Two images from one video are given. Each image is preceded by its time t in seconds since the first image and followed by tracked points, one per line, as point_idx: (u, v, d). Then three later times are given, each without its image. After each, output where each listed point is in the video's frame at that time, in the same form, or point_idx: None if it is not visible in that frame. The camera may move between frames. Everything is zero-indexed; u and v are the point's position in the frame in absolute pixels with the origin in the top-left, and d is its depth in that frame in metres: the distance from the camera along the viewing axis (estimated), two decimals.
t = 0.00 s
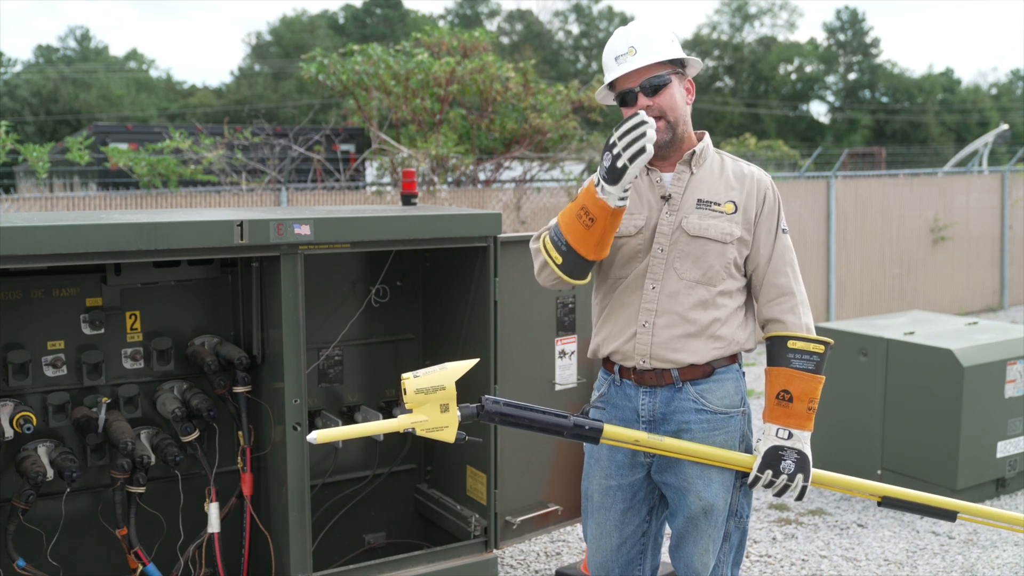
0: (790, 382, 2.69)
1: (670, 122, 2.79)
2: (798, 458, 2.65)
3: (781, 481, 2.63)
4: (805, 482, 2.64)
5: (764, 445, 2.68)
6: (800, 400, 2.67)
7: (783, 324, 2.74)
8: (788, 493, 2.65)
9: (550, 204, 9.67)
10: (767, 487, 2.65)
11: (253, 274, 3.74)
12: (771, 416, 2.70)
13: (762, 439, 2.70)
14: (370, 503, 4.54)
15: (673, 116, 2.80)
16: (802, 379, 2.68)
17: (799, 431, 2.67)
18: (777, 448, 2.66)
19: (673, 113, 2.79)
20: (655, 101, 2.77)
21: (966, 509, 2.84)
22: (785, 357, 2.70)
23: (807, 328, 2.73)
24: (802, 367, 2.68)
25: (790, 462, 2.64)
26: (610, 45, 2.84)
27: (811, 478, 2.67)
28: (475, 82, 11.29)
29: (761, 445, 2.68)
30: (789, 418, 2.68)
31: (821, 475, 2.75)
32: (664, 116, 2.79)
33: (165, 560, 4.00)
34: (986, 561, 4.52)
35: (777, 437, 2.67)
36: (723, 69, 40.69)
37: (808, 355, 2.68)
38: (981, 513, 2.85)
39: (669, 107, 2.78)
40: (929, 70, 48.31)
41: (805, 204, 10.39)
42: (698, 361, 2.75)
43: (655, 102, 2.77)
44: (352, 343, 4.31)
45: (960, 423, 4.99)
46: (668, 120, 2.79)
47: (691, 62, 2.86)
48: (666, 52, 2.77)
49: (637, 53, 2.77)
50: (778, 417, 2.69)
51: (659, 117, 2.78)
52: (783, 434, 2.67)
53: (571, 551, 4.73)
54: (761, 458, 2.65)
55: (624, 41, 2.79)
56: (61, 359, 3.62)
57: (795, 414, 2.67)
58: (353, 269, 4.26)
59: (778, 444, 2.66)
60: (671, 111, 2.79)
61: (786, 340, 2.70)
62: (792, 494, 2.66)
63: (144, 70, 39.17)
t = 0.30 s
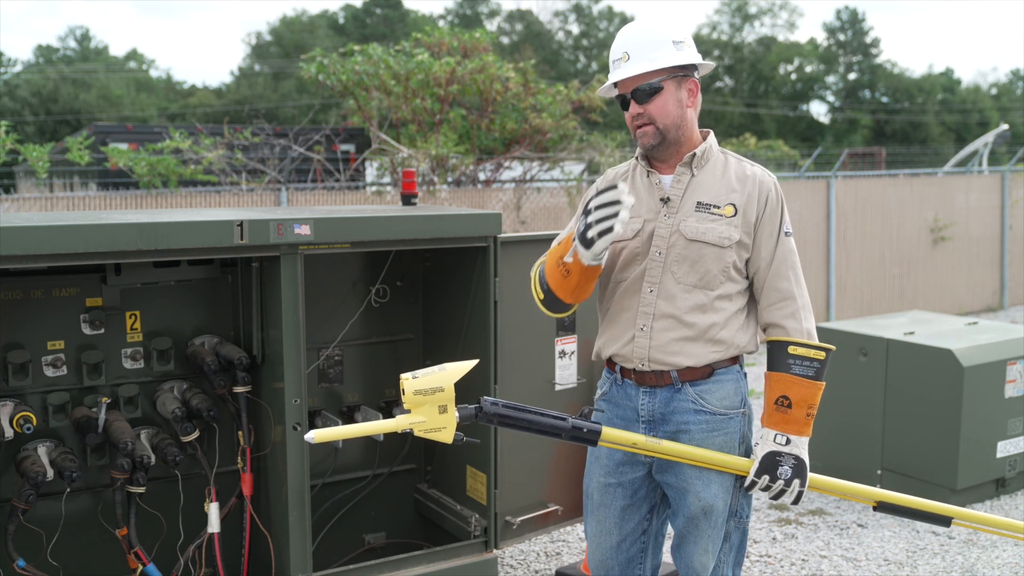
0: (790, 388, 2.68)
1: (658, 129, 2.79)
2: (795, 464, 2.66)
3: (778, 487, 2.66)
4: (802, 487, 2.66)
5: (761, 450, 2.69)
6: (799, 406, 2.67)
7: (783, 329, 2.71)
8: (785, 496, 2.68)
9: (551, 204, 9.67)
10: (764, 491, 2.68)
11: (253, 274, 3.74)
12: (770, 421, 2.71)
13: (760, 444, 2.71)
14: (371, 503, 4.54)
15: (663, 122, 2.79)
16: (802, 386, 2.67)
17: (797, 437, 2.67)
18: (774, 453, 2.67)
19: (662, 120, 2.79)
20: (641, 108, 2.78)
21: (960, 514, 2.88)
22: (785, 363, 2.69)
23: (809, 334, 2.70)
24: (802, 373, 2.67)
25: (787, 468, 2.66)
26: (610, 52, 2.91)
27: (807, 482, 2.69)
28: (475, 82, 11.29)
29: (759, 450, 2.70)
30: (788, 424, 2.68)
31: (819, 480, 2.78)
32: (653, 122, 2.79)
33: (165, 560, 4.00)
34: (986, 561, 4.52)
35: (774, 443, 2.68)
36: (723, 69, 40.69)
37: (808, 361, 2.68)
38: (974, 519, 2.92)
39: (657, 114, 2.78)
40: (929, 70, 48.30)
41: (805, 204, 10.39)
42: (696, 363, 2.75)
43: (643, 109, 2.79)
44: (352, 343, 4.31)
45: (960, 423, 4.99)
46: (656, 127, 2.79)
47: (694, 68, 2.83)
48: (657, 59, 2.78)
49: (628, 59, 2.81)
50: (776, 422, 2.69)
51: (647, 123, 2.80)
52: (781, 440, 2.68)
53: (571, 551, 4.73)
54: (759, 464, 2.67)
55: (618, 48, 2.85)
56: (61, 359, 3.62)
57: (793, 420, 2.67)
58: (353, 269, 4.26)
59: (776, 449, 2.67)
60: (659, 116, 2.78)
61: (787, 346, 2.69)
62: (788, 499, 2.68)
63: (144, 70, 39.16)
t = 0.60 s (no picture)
0: (787, 395, 2.68)
1: (650, 136, 2.81)
2: (791, 470, 2.67)
3: (773, 493, 2.67)
4: (799, 493, 2.67)
5: (758, 456, 2.70)
6: (796, 413, 2.68)
7: (780, 335, 2.71)
8: (783, 502, 2.69)
9: (551, 204, 9.67)
10: (761, 497, 2.69)
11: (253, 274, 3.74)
12: (766, 428, 2.70)
13: (756, 450, 2.72)
14: (371, 502, 4.54)
15: (653, 129, 2.80)
16: (799, 393, 2.68)
17: (793, 444, 2.68)
18: (770, 460, 2.68)
19: (654, 127, 2.80)
20: (634, 116, 2.82)
21: (957, 519, 2.90)
22: (783, 369, 2.69)
23: (806, 341, 2.70)
24: (800, 381, 2.68)
25: (783, 474, 2.67)
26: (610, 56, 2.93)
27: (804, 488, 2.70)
28: (475, 82, 11.29)
29: (755, 456, 2.71)
30: (783, 431, 2.68)
31: (817, 486, 2.78)
32: (645, 129, 2.82)
33: (165, 560, 4.00)
34: (986, 561, 4.51)
35: (771, 449, 2.69)
36: (723, 69, 40.71)
37: (806, 368, 2.68)
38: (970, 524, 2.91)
39: (649, 121, 2.80)
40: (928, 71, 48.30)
41: (805, 204, 10.39)
42: (692, 365, 2.76)
43: (636, 116, 2.82)
44: (352, 343, 4.31)
45: (960, 423, 4.98)
46: (648, 134, 2.81)
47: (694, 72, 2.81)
48: (648, 66, 2.78)
49: (621, 66, 2.84)
50: (772, 429, 2.69)
51: (640, 130, 2.83)
52: (777, 447, 2.68)
53: (571, 551, 4.73)
54: (755, 470, 2.69)
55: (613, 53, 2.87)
56: (61, 359, 3.62)
57: (789, 427, 2.68)
58: (353, 270, 4.26)
59: (772, 456, 2.68)
60: (650, 124, 2.80)
61: (784, 352, 2.69)
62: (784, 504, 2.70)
63: (144, 70, 39.14)
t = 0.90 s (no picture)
0: (783, 403, 2.69)
1: (653, 137, 2.83)
2: (786, 478, 2.68)
3: (769, 500, 2.68)
4: (793, 500, 2.69)
5: (753, 463, 2.70)
6: (792, 421, 2.69)
7: (778, 341, 2.71)
8: (776, 507, 2.71)
9: (551, 204, 9.67)
10: (756, 502, 2.70)
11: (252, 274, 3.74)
12: (762, 435, 2.72)
13: (752, 456, 2.73)
14: (371, 502, 4.54)
15: (657, 130, 2.82)
16: (796, 402, 2.68)
17: (789, 452, 2.69)
18: (766, 467, 2.69)
19: (657, 129, 2.82)
20: (639, 116, 2.83)
21: (954, 521, 2.88)
22: (781, 377, 2.69)
23: (805, 348, 2.70)
24: (797, 389, 2.68)
25: (778, 481, 2.68)
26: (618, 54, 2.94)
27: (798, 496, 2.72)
28: (474, 82, 11.29)
29: (751, 463, 2.71)
30: (780, 439, 2.69)
31: (813, 491, 2.78)
32: (648, 130, 2.83)
33: (165, 560, 4.00)
34: (986, 561, 4.51)
35: (766, 456, 2.69)
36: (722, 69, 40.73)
37: (803, 377, 2.68)
38: (968, 526, 2.87)
39: (653, 123, 2.82)
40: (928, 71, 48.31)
41: (805, 204, 10.39)
42: (689, 366, 2.76)
43: (640, 116, 2.83)
44: (352, 343, 4.31)
45: (960, 424, 4.98)
46: (652, 135, 2.83)
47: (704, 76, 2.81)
48: (654, 67, 2.79)
49: (627, 65, 2.85)
50: (769, 437, 2.70)
51: (643, 131, 2.85)
52: (773, 454, 2.69)
53: (571, 551, 4.73)
54: (750, 477, 2.69)
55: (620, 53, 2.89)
56: (61, 359, 3.62)
57: (786, 434, 2.69)
58: (353, 270, 4.26)
59: (768, 463, 2.69)
60: (654, 125, 2.82)
61: (783, 359, 2.69)
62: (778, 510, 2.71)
63: (145, 70, 39.14)
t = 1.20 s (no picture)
0: (784, 407, 2.69)
1: (660, 135, 2.83)
2: (786, 482, 2.70)
3: (769, 503, 2.69)
4: (793, 503, 2.70)
5: (753, 467, 2.71)
6: (793, 425, 2.69)
7: (778, 344, 2.72)
8: (776, 510, 2.72)
9: (551, 204, 9.66)
10: (756, 506, 2.71)
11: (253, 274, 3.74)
12: (762, 439, 2.72)
13: (752, 459, 2.74)
14: (371, 502, 4.54)
15: (664, 129, 2.82)
16: (796, 406, 2.68)
17: (789, 456, 2.69)
18: (766, 471, 2.70)
19: (664, 128, 2.82)
20: (647, 113, 2.83)
21: (954, 522, 2.88)
22: (781, 381, 2.68)
23: (806, 352, 2.70)
24: (798, 393, 2.68)
25: (779, 485, 2.69)
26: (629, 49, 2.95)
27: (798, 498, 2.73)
28: (475, 82, 11.29)
29: (751, 467, 2.72)
30: (780, 442, 2.70)
31: (815, 493, 2.79)
32: (655, 127, 2.84)
33: (165, 559, 4.00)
34: (986, 561, 4.51)
35: (766, 460, 2.70)
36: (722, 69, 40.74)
37: (804, 381, 2.67)
38: (969, 527, 2.88)
39: (661, 121, 2.82)
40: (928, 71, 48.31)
41: (805, 204, 10.39)
42: (689, 367, 2.76)
43: (648, 113, 2.83)
44: (352, 343, 4.31)
45: (960, 424, 4.98)
46: (658, 134, 2.83)
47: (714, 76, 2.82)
48: (663, 65, 2.79)
49: (637, 62, 2.85)
50: (769, 440, 2.71)
51: (650, 128, 2.85)
52: (773, 458, 2.70)
53: (571, 551, 4.73)
54: (751, 481, 2.69)
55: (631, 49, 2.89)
56: (61, 359, 3.62)
57: (786, 438, 2.69)
58: (353, 270, 4.26)
59: (768, 467, 2.70)
60: (661, 123, 2.82)
61: (783, 363, 2.68)
62: (778, 513, 2.73)
63: (145, 70, 39.12)
